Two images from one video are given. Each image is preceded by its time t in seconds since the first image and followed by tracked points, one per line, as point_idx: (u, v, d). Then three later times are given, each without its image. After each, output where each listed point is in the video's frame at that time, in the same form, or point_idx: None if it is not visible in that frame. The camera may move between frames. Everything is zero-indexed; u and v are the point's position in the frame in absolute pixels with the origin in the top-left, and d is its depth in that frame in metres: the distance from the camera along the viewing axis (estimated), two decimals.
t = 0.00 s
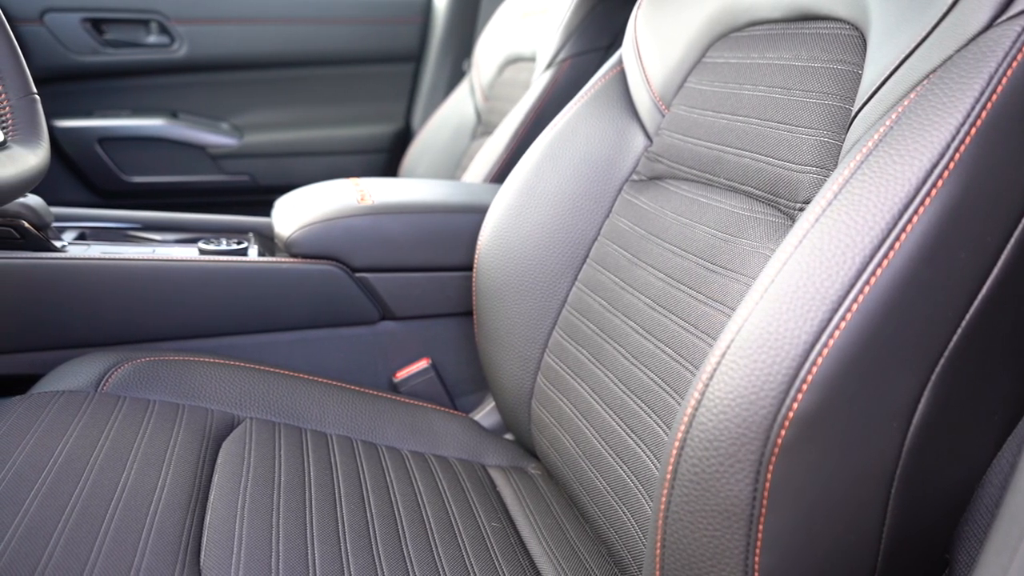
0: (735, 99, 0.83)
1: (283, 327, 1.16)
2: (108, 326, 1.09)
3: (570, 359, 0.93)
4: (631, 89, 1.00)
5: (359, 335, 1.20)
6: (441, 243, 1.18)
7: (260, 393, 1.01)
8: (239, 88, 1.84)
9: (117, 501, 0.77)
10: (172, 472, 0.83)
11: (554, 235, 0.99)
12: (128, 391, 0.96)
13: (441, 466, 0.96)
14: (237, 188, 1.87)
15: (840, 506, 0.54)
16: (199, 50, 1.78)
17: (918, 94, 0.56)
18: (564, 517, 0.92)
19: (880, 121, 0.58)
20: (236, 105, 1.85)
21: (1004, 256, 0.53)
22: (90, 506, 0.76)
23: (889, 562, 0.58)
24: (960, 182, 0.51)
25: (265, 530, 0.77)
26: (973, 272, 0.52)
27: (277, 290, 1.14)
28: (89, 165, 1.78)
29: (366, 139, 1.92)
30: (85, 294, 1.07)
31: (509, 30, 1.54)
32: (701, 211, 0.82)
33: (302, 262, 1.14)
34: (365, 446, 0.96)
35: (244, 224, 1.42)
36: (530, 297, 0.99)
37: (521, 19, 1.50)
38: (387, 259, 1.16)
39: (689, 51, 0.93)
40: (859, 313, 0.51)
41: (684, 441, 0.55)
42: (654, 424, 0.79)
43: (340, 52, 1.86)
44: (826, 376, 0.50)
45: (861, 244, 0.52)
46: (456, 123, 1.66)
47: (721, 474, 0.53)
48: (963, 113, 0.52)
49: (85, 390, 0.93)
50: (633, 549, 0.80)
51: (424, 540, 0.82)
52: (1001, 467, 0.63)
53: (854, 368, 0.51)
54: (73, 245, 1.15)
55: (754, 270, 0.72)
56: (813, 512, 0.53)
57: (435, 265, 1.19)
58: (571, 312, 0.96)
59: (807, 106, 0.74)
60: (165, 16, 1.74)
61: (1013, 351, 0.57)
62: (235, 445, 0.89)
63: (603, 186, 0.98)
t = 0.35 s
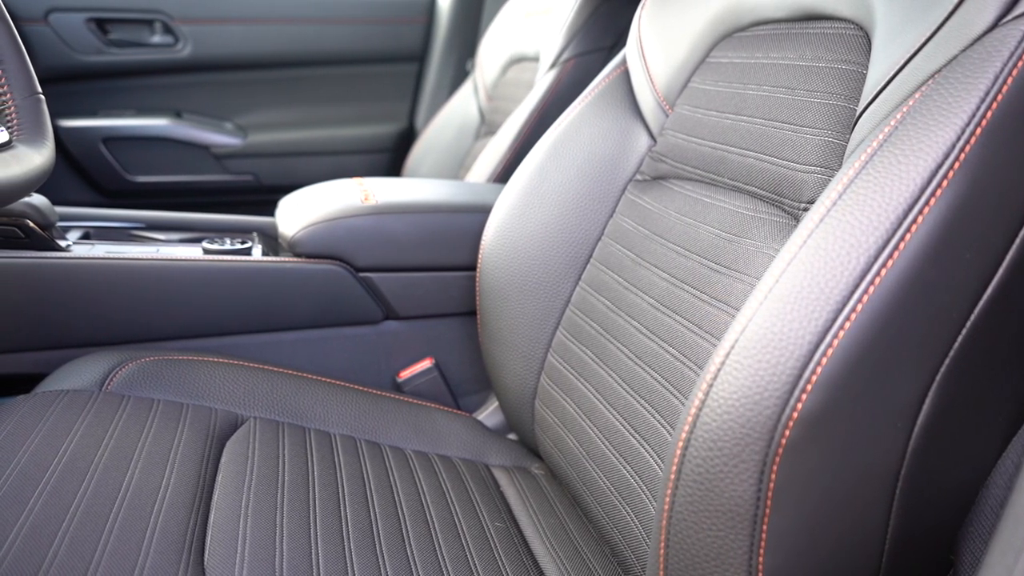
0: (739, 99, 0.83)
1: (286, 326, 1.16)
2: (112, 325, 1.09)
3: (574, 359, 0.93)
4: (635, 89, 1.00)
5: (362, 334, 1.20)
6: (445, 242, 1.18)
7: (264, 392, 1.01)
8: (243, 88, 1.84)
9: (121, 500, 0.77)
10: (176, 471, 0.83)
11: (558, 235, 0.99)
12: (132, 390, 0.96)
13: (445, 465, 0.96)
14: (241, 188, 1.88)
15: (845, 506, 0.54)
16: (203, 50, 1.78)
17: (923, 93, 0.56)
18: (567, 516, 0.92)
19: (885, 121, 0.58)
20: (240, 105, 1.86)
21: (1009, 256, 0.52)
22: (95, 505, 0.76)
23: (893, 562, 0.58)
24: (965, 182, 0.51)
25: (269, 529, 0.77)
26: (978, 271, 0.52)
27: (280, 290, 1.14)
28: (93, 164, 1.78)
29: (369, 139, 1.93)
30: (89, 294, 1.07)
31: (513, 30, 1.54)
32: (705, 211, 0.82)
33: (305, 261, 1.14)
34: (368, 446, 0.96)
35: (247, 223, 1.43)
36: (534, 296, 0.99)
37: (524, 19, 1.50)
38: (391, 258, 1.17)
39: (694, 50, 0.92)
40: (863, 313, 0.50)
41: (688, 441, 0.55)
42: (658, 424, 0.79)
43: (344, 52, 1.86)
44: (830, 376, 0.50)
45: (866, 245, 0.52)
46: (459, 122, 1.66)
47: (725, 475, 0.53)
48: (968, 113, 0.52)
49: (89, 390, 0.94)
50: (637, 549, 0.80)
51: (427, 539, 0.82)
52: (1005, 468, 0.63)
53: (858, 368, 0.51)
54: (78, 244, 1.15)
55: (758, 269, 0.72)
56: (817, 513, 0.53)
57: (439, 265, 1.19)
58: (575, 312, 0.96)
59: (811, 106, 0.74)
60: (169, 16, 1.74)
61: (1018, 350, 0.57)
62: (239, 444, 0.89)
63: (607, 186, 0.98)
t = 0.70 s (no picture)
0: (744, 99, 0.83)
1: (291, 326, 1.16)
2: (117, 324, 1.10)
3: (578, 359, 0.93)
4: (640, 89, 1.00)
5: (366, 334, 1.20)
6: (449, 242, 1.18)
7: (268, 392, 1.01)
8: (248, 88, 1.85)
9: (126, 499, 0.77)
10: (181, 470, 0.83)
11: (562, 235, 0.99)
12: (137, 389, 0.96)
13: (449, 465, 0.96)
14: (246, 188, 1.88)
15: (850, 506, 0.54)
16: (207, 50, 1.78)
17: (929, 93, 0.55)
18: (571, 516, 0.92)
19: (891, 121, 0.57)
20: (245, 105, 1.86)
21: (1015, 257, 0.52)
22: (100, 504, 0.76)
23: (898, 564, 0.58)
24: (971, 182, 0.51)
25: (273, 528, 0.77)
26: (984, 272, 0.52)
27: (284, 289, 1.14)
28: (98, 164, 1.79)
29: (374, 139, 1.93)
30: (95, 293, 1.07)
31: (517, 30, 1.53)
32: (709, 211, 0.82)
33: (310, 261, 1.14)
34: (373, 445, 0.96)
35: (252, 223, 1.43)
36: (538, 296, 0.99)
37: (529, 19, 1.50)
38: (395, 258, 1.17)
39: (699, 49, 0.92)
40: (869, 314, 0.50)
41: (693, 441, 0.55)
42: (662, 424, 0.78)
43: (349, 52, 1.86)
44: (835, 377, 0.50)
45: (872, 245, 0.52)
46: (463, 122, 1.66)
47: (730, 475, 0.53)
48: (974, 113, 0.52)
49: (94, 389, 0.94)
50: (641, 549, 0.80)
51: (431, 538, 0.82)
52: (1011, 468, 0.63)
53: (863, 369, 0.50)
54: (83, 244, 1.15)
55: (764, 270, 0.72)
56: (822, 513, 0.53)
57: (443, 265, 1.19)
58: (579, 312, 0.96)
59: (816, 105, 0.73)
60: (174, 16, 1.75)
61: None
62: (243, 443, 0.90)
63: (612, 186, 0.98)
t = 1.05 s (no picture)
0: (750, 99, 0.83)
1: (296, 326, 1.17)
2: (123, 324, 1.10)
3: (582, 359, 0.93)
4: (645, 89, 1.00)
5: (370, 334, 1.20)
6: (454, 242, 1.18)
7: (273, 391, 1.01)
8: (253, 88, 1.85)
9: (131, 498, 0.77)
10: (186, 469, 0.83)
11: (567, 235, 0.99)
12: (142, 388, 0.96)
13: (454, 464, 0.97)
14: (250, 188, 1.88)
15: (855, 507, 0.53)
16: (212, 50, 1.79)
17: (935, 93, 0.55)
18: (575, 517, 0.92)
19: (897, 121, 0.57)
20: (250, 104, 1.86)
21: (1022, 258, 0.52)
22: (106, 503, 0.76)
23: (904, 565, 0.58)
24: (978, 182, 0.51)
25: (277, 528, 0.77)
26: (990, 272, 0.52)
27: (289, 289, 1.14)
28: (104, 164, 1.79)
29: (379, 139, 1.93)
30: (100, 292, 1.08)
31: (522, 29, 1.54)
32: (714, 211, 0.82)
33: (315, 261, 1.14)
34: (377, 445, 0.96)
35: (257, 223, 1.43)
36: (543, 296, 0.99)
37: (533, 18, 1.50)
38: (400, 258, 1.17)
39: (704, 49, 0.92)
40: (875, 314, 0.50)
41: (698, 441, 0.55)
42: (667, 424, 0.78)
43: (353, 52, 1.87)
44: (840, 377, 0.50)
45: (878, 245, 0.51)
46: (468, 122, 1.66)
47: (735, 475, 0.53)
48: (980, 113, 0.51)
49: (100, 388, 0.94)
50: (646, 549, 0.80)
51: (435, 538, 0.82)
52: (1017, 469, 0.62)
53: (869, 369, 0.50)
54: (89, 243, 1.16)
55: (769, 270, 0.72)
56: (827, 514, 0.53)
57: (448, 265, 1.19)
58: (584, 312, 0.96)
59: (821, 105, 0.73)
60: (179, 16, 1.75)
61: None
62: (248, 442, 0.90)
63: (616, 186, 0.98)
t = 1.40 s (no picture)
0: (754, 99, 0.83)
1: (300, 325, 1.17)
2: (128, 323, 1.10)
3: (587, 359, 0.93)
4: (649, 89, 1.00)
5: (374, 333, 1.20)
6: (458, 242, 1.18)
7: (277, 391, 1.01)
8: (257, 88, 1.85)
9: (136, 497, 0.78)
10: (191, 469, 0.83)
11: (571, 234, 0.99)
12: (147, 388, 0.96)
13: (458, 464, 0.97)
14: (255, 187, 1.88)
15: (860, 508, 0.53)
16: (217, 50, 1.79)
17: (941, 93, 0.55)
18: (579, 517, 0.92)
19: (902, 121, 0.57)
20: (254, 104, 1.86)
21: None
22: (110, 501, 0.76)
23: (909, 566, 0.58)
24: (983, 182, 0.50)
25: (281, 527, 0.77)
26: (996, 273, 0.52)
27: (294, 288, 1.14)
28: (109, 163, 1.80)
29: (382, 139, 1.93)
30: (105, 292, 1.08)
31: (526, 29, 1.54)
32: (719, 211, 0.82)
33: (319, 261, 1.15)
34: (381, 444, 0.96)
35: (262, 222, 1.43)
36: (547, 295, 0.99)
37: (537, 19, 1.50)
38: (404, 258, 1.17)
39: (708, 49, 0.92)
40: (880, 314, 0.50)
41: (703, 441, 0.55)
42: (671, 425, 0.78)
43: (357, 52, 1.87)
44: (846, 377, 0.50)
45: (883, 245, 0.51)
46: (471, 122, 1.66)
47: (740, 476, 0.53)
48: (986, 113, 0.51)
49: (105, 387, 0.94)
50: (649, 549, 0.80)
51: (438, 537, 0.82)
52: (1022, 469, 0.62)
53: (874, 369, 0.50)
54: (94, 243, 1.16)
55: (773, 270, 0.72)
56: (832, 514, 0.53)
57: (451, 265, 1.19)
58: (588, 312, 0.96)
59: (826, 105, 0.73)
60: (184, 16, 1.75)
61: None
62: (252, 442, 0.90)
63: (620, 186, 0.98)
